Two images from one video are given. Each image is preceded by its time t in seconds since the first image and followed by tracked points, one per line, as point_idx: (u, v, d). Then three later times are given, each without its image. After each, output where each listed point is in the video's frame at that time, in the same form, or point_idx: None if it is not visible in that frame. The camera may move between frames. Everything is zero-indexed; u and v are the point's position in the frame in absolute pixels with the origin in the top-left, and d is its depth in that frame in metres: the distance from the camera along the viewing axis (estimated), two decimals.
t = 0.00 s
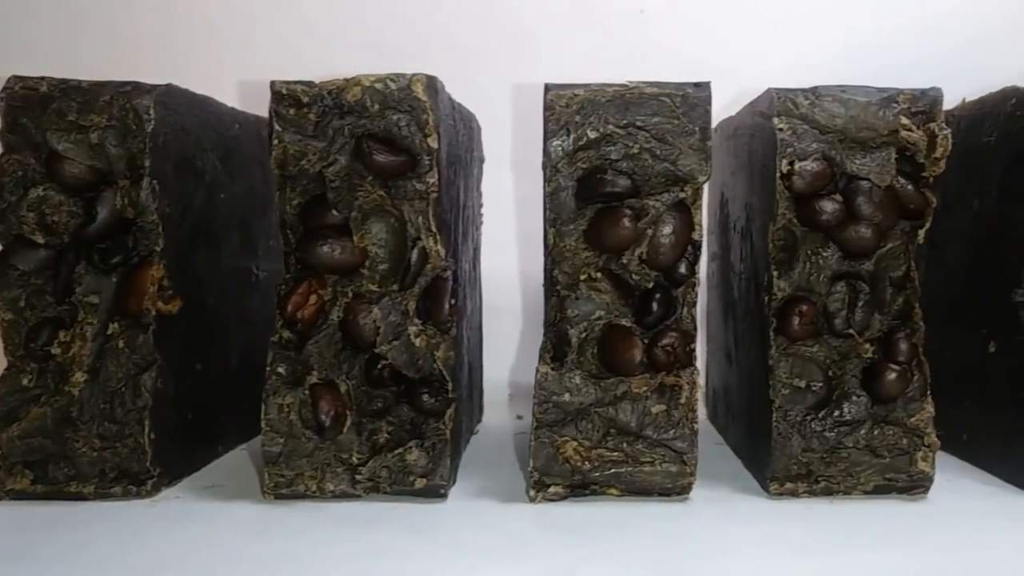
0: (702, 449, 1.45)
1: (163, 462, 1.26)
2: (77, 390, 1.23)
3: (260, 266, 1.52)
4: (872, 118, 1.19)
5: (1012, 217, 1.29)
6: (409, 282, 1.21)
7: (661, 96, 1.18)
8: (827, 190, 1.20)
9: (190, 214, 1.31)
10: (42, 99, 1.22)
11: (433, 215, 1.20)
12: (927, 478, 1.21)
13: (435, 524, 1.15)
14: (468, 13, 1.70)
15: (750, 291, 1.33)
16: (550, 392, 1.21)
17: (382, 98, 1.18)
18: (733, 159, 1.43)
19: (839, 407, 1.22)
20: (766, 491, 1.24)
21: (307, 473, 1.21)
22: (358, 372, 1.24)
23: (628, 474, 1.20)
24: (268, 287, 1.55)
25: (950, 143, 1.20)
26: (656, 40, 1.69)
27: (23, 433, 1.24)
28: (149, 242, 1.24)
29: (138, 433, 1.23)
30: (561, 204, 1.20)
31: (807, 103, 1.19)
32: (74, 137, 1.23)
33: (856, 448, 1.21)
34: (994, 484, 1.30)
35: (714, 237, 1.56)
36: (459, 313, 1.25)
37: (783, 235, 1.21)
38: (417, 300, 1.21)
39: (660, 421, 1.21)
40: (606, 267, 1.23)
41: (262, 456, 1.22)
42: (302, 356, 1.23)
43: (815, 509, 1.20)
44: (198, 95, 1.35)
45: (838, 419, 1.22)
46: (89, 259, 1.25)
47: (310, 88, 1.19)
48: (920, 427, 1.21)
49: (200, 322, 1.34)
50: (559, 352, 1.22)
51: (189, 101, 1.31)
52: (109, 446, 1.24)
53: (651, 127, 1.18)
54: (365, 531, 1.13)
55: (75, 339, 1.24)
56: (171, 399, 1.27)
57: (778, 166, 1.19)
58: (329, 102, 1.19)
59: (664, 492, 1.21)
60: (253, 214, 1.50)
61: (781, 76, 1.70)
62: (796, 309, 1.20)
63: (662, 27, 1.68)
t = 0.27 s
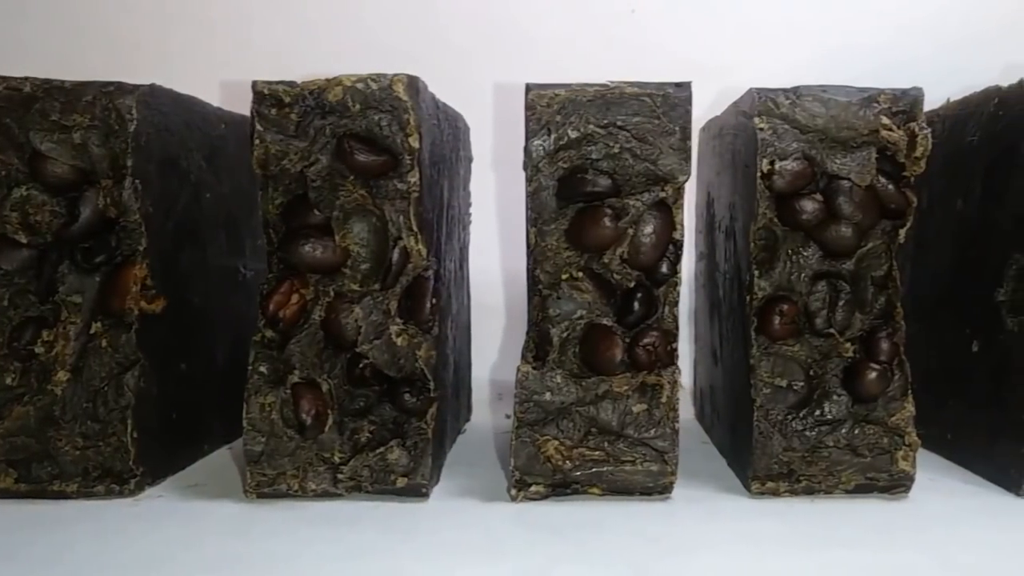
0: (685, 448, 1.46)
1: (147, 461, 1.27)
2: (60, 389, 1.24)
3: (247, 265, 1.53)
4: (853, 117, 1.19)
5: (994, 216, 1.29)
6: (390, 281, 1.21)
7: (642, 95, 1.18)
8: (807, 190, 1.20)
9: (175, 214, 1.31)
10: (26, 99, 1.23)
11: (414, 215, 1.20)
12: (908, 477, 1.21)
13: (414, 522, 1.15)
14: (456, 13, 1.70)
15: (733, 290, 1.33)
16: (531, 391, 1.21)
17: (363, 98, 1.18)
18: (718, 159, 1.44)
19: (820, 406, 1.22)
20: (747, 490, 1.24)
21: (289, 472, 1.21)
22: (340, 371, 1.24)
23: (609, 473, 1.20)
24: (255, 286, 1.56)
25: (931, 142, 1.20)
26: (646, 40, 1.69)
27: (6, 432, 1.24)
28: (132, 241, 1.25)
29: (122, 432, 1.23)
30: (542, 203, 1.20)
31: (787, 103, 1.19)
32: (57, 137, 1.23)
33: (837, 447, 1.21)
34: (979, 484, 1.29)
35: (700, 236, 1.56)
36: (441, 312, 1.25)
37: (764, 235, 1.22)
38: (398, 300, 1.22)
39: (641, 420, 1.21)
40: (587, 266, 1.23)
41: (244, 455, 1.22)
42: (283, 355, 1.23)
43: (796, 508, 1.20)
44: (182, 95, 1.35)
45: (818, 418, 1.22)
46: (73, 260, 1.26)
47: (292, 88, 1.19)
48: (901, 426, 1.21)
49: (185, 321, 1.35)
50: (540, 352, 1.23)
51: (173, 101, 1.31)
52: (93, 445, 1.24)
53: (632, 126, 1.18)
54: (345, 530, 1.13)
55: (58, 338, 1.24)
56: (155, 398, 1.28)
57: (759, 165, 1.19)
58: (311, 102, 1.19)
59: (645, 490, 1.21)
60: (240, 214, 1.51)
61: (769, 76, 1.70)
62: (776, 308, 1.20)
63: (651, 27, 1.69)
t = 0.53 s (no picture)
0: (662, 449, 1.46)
1: (126, 460, 1.27)
2: (39, 388, 1.24)
3: (229, 265, 1.53)
4: (829, 117, 1.19)
5: (971, 216, 1.29)
6: (368, 281, 1.21)
7: (618, 95, 1.18)
8: (784, 189, 1.21)
9: (154, 214, 1.32)
10: (5, 99, 1.23)
11: (392, 214, 1.20)
12: (885, 477, 1.21)
13: (390, 521, 1.15)
14: (440, 14, 1.71)
15: (712, 290, 1.34)
16: (509, 390, 1.21)
17: (341, 98, 1.19)
18: (698, 159, 1.44)
19: (797, 405, 1.22)
20: (725, 489, 1.24)
21: (267, 472, 1.22)
22: (318, 371, 1.25)
23: (586, 473, 1.20)
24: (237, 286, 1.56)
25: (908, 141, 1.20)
26: (630, 40, 1.70)
27: None
28: (111, 241, 1.25)
29: (100, 431, 1.24)
30: (519, 203, 1.21)
31: (764, 102, 1.19)
32: (36, 137, 1.24)
33: (814, 447, 1.22)
34: (958, 484, 1.30)
35: (682, 237, 1.57)
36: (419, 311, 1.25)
37: (740, 234, 1.22)
38: (375, 299, 1.22)
39: (618, 419, 1.21)
40: (565, 265, 1.23)
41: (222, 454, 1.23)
42: (261, 355, 1.23)
43: (773, 507, 1.20)
44: (162, 95, 1.35)
45: (795, 418, 1.22)
46: (52, 259, 1.26)
47: (269, 88, 1.19)
48: (878, 426, 1.21)
49: (165, 321, 1.35)
50: (518, 351, 1.23)
51: (153, 101, 1.32)
52: (72, 444, 1.24)
53: (609, 126, 1.18)
54: (320, 528, 1.13)
55: (37, 338, 1.25)
56: (134, 397, 1.28)
57: (736, 165, 1.19)
58: (288, 102, 1.20)
59: (623, 490, 1.21)
60: (222, 214, 1.51)
61: (754, 77, 1.70)
62: (753, 308, 1.21)
63: (636, 28, 1.69)
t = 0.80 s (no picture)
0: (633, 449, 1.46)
1: (101, 459, 1.27)
2: (15, 387, 1.25)
3: (208, 264, 1.54)
4: (802, 117, 1.19)
5: (947, 215, 1.30)
6: (342, 280, 1.22)
7: (592, 95, 1.18)
8: (757, 189, 1.21)
9: (131, 213, 1.32)
10: None
11: (365, 214, 1.20)
12: (858, 476, 1.21)
13: (362, 520, 1.15)
14: (421, 14, 1.71)
15: (688, 290, 1.34)
16: (483, 389, 1.21)
17: (314, 98, 1.19)
18: (676, 159, 1.45)
19: (771, 405, 1.23)
20: (699, 488, 1.24)
21: (241, 470, 1.22)
22: (293, 369, 1.25)
23: (560, 472, 1.21)
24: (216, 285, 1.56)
25: (881, 141, 1.20)
26: (613, 40, 1.70)
27: None
28: (86, 241, 1.25)
29: (76, 430, 1.24)
30: (493, 202, 1.21)
31: (737, 102, 1.20)
32: (11, 137, 1.24)
33: (787, 446, 1.22)
34: (933, 484, 1.30)
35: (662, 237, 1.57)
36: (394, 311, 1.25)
37: (714, 234, 1.22)
38: (349, 299, 1.22)
39: (592, 418, 1.21)
40: (539, 265, 1.23)
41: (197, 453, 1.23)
42: (236, 354, 1.24)
43: (746, 506, 1.20)
44: (140, 95, 1.36)
45: (768, 417, 1.22)
46: (29, 259, 1.27)
47: (243, 88, 1.20)
48: (851, 425, 1.21)
49: (142, 320, 1.36)
50: (493, 351, 1.23)
51: (130, 101, 1.32)
52: (48, 442, 1.25)
53: (582, 126, 1.19)
54: (291, 526, 1.13)
55: (13, 337, 1.25)
56: (110, 396, 1.28)
57: (709, 164, 1.20)
58: (262, 102, 1.20)
59: (597, 489, 1.22)
60: (201, 213, 1.52)
61: (735, 77, 1.71)
62: (726, 307, 1.21)
63: (618, 28, 1.70)
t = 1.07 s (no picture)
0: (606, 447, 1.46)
1: (76, 458, 1.28)
2: None
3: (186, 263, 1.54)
4: (774, 116, 1.20)
5: (921, 214, 1.30)
6: (314, 280, 1.22)
7: (564, 94, 1.18)
8: (728, 189, 1.21)
9: (106, 213, 1.32)
10: None
11: (337, 213, 1.20)
12: (830, 475, 1.21)
13: (333, 520, 1.15)
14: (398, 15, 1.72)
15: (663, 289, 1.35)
16: (455, 388, 1.22)
17: (286, 98, 1.19)
18: (652, 158, 1.45)
19: (743, 404, 1.23)
20: (672, 487, 1.25)
21: (214, 470, 1.22)
22: (266, 369, 1.25)
23: (532, 471, 1.21)
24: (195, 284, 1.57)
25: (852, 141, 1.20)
26: (596, 40, 1.71)
27: None
28: (60, 240, 1.26)
29: (50, 430, 1.24)
30: (464, 201, 1.21)
31: (708, 102, 1.20)
32: None
33: (758, 445, 1.22)
34: (906, 483, 1.30)
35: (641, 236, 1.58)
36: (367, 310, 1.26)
37: (686, 233, 1.22)
38: (322, 298, 1.22)
39: (564, 417, 1.22)
40: (511, 264, 1.23)
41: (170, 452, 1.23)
42: (209, 353, 1.24)
43: (718, 505, 1.20)
44: (115, 94, 1.36)
45: (740, 416, 1.23)
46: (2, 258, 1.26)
47: (215, 87, 1.20)
48: (823, 424, 1.22)
49: (119, 319, 1.36)
50: (465, 351, 1.24)
51: (104, 101, 1.32)
52: (22, 442, 1.25)
53: (553, 126, 1.19)
54: (262, 525, 1.14)
55: None
56: (85, 395, 1.29)
57: (681, 164, 1.20)
58: (234, 102, 1.20)
59: (569, 488, 1.22)
60: (179, 212, 1.52)
61: (718, 76, 1.71)
62: (698, 307, 1.21)
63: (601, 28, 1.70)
